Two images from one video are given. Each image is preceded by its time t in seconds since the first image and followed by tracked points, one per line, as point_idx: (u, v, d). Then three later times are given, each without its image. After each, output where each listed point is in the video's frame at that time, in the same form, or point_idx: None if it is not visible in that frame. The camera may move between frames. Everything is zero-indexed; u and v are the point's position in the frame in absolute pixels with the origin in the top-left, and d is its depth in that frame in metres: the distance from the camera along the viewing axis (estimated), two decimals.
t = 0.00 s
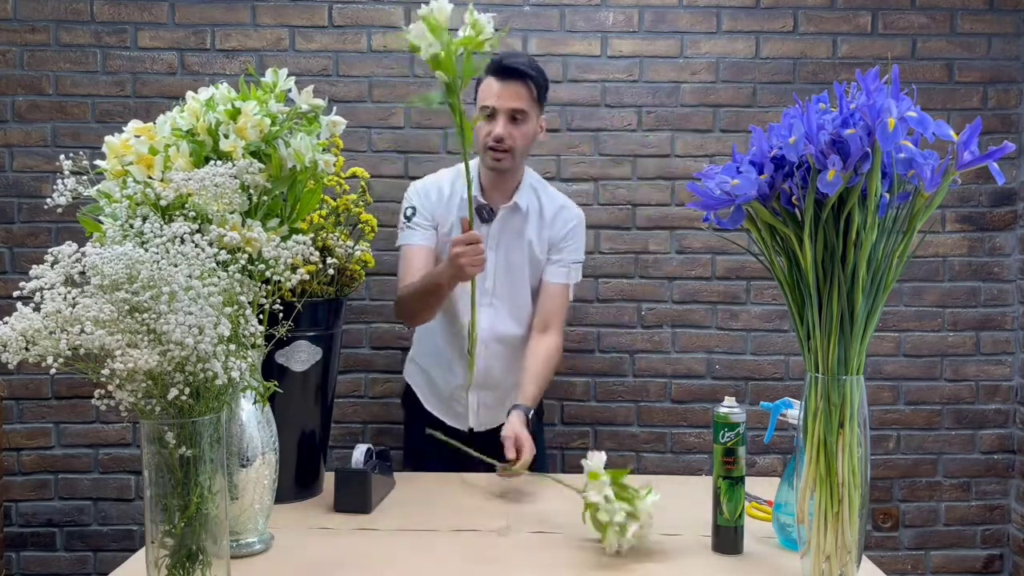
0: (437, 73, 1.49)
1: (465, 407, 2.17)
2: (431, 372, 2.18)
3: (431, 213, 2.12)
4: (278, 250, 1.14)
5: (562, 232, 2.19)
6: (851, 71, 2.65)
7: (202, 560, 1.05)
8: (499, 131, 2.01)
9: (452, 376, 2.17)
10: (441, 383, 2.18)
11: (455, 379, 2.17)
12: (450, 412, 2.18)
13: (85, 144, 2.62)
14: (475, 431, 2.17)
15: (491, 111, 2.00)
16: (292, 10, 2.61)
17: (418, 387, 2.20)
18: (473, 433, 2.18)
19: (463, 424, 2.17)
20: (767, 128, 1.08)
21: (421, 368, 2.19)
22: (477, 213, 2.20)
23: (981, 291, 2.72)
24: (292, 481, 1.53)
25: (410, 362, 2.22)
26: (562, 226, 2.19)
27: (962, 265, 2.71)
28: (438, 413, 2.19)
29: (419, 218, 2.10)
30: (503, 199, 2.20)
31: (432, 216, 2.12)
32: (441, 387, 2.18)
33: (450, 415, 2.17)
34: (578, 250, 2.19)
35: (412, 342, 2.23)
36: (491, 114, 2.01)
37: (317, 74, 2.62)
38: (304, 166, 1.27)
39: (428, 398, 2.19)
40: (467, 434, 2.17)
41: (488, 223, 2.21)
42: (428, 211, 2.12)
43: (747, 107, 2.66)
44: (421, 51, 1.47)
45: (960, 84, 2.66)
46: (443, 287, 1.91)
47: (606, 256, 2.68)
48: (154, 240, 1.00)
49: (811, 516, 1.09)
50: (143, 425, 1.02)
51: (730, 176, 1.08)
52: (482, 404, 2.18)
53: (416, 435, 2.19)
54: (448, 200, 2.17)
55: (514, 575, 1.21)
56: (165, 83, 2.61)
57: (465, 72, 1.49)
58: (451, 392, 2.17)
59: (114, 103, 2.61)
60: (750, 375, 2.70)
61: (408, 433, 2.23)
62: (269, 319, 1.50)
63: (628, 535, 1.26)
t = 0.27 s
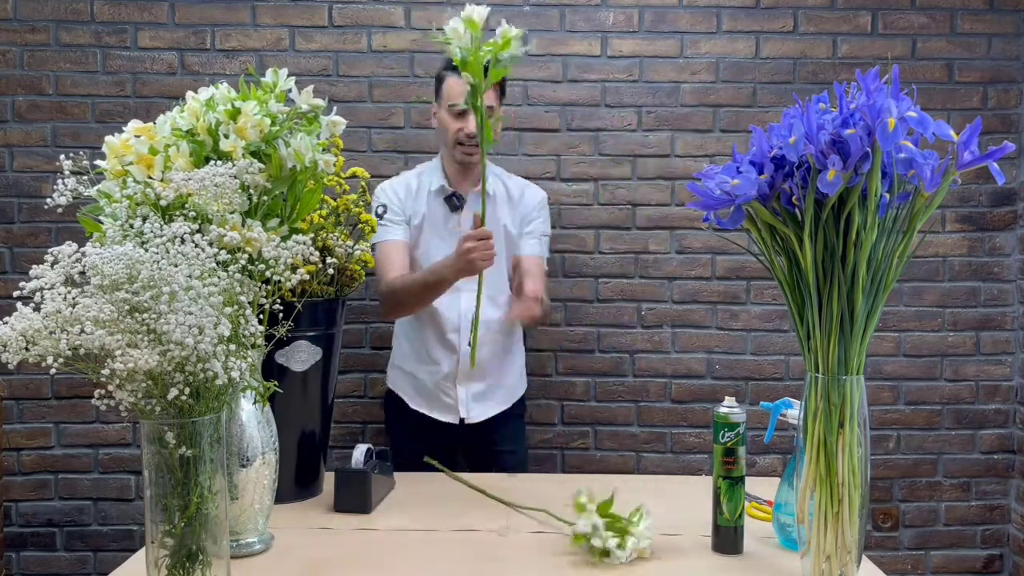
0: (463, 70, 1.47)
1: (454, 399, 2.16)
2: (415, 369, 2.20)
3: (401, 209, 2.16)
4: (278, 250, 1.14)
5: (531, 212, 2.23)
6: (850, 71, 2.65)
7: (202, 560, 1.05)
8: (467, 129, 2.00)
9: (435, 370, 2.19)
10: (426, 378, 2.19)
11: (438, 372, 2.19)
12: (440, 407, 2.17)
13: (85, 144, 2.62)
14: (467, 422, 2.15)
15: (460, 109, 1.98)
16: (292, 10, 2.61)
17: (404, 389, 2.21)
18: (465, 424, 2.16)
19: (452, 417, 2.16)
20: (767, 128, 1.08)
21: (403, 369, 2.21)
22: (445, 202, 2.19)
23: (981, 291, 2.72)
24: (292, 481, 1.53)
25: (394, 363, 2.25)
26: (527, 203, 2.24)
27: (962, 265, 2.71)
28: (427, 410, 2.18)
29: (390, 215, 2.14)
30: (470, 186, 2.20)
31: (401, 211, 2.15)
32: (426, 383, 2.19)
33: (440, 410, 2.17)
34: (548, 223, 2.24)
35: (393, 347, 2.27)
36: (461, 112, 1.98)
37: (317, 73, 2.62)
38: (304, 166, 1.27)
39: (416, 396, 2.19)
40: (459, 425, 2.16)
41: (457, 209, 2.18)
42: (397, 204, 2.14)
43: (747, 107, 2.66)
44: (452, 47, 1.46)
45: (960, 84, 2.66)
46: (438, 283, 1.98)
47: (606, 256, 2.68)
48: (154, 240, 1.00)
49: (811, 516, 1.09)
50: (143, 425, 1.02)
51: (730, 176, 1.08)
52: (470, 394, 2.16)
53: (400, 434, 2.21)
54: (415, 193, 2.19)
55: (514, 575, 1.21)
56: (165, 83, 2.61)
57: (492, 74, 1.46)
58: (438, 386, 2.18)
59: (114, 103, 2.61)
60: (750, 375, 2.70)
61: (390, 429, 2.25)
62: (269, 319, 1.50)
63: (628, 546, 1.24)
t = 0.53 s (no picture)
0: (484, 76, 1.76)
1: (455, 387, 2.24)
2: (412, 362, 2.25)
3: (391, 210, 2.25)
4: (278, 250, 1.14)
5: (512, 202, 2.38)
6: (851, 71, 2.65)
7: (202, 560, 1.05)
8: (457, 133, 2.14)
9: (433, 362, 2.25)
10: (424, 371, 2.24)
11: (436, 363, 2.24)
12: (442, 397, 2.24)
13: (85, 144, 2.62)
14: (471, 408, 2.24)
15: (452, 113, 2.12)
16: (292, 10, 2.61)
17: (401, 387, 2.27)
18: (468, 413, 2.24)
19: (455, 405, 2.23)
20: (767, 129, 1.08)
21: (396, 368, 2.26)
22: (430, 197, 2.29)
23: (981, 291, 2.72)
24: (292, 481, 1.53)
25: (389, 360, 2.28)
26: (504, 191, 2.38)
27: (962, 265, 2.71)
28: (429, 403, 2.24)
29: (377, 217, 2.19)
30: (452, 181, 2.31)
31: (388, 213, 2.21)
32: (425, 375, 2.24)
33: (441, 402, 2.23)
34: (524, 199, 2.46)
35: (382, 349, 2.31)
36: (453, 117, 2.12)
37: (317, 73, 2.62)
38: (304, 166, 1.27)
39: (417, 389, 2.25)
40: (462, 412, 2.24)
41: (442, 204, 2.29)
42: (384, 205, 2.22)
43: (747, 107, 2.66)
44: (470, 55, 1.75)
45: (960, 84, 2.66)
46: (452, 283, 2.03)
47: (606, 256, 2.68)
48: (154, 240, 1.00)
49: (811, 516, 1.09)
50: (143, 425, 1.02)
51: (730, 176, 1.08)
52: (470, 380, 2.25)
53: (395, 434, 2.25)
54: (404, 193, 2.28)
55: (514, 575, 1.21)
56: (165, 83, 2.61)
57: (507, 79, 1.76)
58: (438, 377, 2.24)
59: (114, 103, 2.61)
60: (750, 375, 2.70)
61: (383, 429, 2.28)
62: (269, 319, 1.50)
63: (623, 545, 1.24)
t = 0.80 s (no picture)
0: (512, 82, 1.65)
1: (467, 388, 2.23)
2: (422, 362, 2.24)
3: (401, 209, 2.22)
4: (278, 250, 1.14)
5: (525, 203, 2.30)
6: (850, 71, 2.65)
7: (202, 560, 1.05)
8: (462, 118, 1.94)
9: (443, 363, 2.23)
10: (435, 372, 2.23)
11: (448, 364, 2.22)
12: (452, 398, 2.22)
13: (85, 144, 2.62)
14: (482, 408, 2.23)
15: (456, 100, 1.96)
16: (292, 10, 2.61)
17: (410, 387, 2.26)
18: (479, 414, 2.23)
19: (466, 406, 2.22)
20: (767, 129, 1.08)
21: (406, 368, 2.25)
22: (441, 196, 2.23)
23: (981, 291, 2.72)
24: (292, 481, 1.53)
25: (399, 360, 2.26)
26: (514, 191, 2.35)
27: (962, 265, 2.71)
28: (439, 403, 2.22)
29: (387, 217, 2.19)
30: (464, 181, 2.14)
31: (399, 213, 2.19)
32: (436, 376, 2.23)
33: (452, 403, 2.22)
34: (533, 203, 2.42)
35: (389, 348, 2.29)
36: (457, 101, 1.96)
37: (317, 73, 2.62)
38: (304, 166, 1.27)
39: (427, 390, 2.23)
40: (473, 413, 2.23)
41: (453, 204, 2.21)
42: (395, 204, 2.20)
43: (747, 107, 2.66)
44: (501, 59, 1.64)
45: (960, 84, 2.66)
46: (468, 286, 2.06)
47: (606, 256, 2.68)
48: (154, 240, 1.00)
49: (811, 516, 1.09)
50: (143, 425, 1.03)
51: (730, 176, 1.08)
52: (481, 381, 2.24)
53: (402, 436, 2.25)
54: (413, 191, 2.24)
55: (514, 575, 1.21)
56: (165, 83, 2.61)
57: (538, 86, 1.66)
58: (449, 378, 2.22)
59: (114, 103, 2.61)
60: (750, 375, 2.70)
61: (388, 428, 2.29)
62: (269, 319, 1.50)
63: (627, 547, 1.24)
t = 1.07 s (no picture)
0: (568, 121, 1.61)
1: (488, 385, 2.27)
2: (442, 360, 2.27)
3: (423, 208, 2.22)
4: (278, 250, 1.14)
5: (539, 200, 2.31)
6: (851, 71, 2.65)
7: (202, 560, 1.05)
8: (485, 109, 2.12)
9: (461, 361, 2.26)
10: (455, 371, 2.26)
11: (466, 362, 2.25)
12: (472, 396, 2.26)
13: (85, 144, 2.62)
14: (503, 405, 2.27)
15: (473, 92, 2.13)
16: (292, 10, 2.61)
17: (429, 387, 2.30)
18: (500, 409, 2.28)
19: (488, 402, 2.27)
20: (767, 129, 1.08)
21: (429, 367, 2.29)
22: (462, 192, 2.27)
23: (981, 291, 2.72)
24: (291, 481, 1.53)
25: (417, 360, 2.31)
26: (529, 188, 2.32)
27: (962, 265, 2.71)
28: (459, 402, 2.26)
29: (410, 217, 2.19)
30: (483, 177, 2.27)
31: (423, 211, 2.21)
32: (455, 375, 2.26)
33: (474, 401, 2.26)
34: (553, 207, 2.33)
35: (410, 350, 2.33)
36: (475, 95, 2.13)
37: (317, 74, 2.62)
38: (304, 166, 1.28)
39: (447, 390, 2.27)
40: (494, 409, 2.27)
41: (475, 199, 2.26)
42: (417, 204, 2.20)
43: (747, 107, 2.66)
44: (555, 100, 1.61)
45: (960, 84, 2.66)
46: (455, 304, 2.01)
47: (606, 256, 2.68)
48: (154, 240, 1.00)
49: (811, 516, 1.09)
50: (143, 425, 1.03)
51: (730, 176, 1.08)
52: (500, 377, 2.27)
53: (421, 439, 2.30)
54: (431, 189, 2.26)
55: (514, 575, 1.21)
56: (165, 83, 2.61)
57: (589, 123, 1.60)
58: (468, 377, 2.25)
59: (114, 103, 2.61)
60: (750, 375, 2.70)
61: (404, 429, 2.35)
62: (269, 319, 1.50)
63: (626, 546, 1.24)
